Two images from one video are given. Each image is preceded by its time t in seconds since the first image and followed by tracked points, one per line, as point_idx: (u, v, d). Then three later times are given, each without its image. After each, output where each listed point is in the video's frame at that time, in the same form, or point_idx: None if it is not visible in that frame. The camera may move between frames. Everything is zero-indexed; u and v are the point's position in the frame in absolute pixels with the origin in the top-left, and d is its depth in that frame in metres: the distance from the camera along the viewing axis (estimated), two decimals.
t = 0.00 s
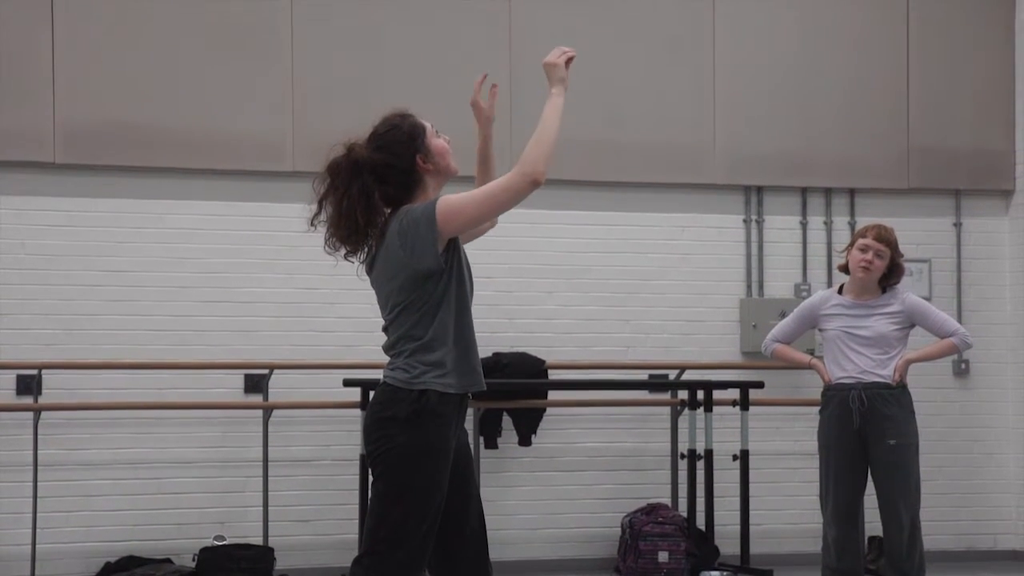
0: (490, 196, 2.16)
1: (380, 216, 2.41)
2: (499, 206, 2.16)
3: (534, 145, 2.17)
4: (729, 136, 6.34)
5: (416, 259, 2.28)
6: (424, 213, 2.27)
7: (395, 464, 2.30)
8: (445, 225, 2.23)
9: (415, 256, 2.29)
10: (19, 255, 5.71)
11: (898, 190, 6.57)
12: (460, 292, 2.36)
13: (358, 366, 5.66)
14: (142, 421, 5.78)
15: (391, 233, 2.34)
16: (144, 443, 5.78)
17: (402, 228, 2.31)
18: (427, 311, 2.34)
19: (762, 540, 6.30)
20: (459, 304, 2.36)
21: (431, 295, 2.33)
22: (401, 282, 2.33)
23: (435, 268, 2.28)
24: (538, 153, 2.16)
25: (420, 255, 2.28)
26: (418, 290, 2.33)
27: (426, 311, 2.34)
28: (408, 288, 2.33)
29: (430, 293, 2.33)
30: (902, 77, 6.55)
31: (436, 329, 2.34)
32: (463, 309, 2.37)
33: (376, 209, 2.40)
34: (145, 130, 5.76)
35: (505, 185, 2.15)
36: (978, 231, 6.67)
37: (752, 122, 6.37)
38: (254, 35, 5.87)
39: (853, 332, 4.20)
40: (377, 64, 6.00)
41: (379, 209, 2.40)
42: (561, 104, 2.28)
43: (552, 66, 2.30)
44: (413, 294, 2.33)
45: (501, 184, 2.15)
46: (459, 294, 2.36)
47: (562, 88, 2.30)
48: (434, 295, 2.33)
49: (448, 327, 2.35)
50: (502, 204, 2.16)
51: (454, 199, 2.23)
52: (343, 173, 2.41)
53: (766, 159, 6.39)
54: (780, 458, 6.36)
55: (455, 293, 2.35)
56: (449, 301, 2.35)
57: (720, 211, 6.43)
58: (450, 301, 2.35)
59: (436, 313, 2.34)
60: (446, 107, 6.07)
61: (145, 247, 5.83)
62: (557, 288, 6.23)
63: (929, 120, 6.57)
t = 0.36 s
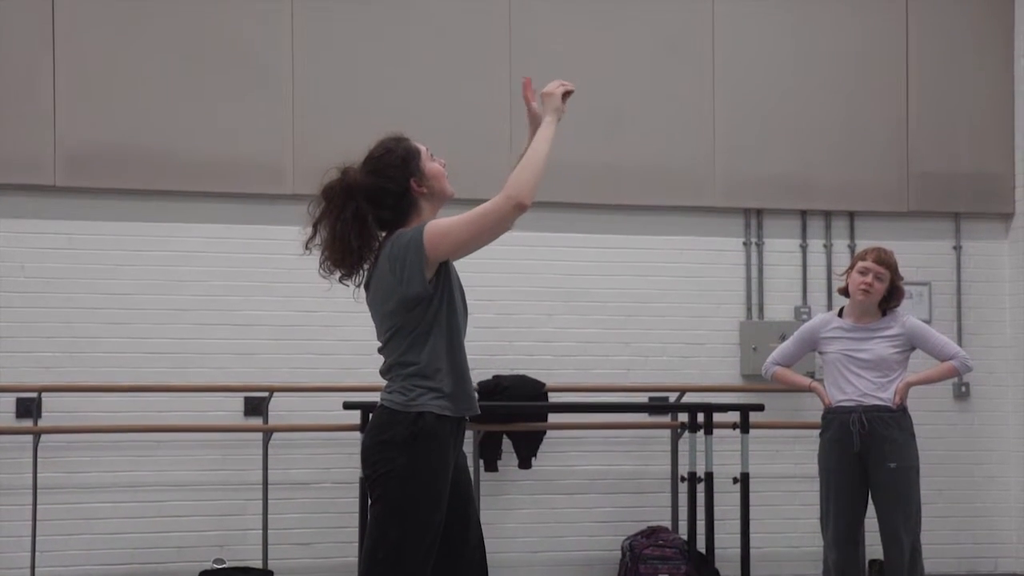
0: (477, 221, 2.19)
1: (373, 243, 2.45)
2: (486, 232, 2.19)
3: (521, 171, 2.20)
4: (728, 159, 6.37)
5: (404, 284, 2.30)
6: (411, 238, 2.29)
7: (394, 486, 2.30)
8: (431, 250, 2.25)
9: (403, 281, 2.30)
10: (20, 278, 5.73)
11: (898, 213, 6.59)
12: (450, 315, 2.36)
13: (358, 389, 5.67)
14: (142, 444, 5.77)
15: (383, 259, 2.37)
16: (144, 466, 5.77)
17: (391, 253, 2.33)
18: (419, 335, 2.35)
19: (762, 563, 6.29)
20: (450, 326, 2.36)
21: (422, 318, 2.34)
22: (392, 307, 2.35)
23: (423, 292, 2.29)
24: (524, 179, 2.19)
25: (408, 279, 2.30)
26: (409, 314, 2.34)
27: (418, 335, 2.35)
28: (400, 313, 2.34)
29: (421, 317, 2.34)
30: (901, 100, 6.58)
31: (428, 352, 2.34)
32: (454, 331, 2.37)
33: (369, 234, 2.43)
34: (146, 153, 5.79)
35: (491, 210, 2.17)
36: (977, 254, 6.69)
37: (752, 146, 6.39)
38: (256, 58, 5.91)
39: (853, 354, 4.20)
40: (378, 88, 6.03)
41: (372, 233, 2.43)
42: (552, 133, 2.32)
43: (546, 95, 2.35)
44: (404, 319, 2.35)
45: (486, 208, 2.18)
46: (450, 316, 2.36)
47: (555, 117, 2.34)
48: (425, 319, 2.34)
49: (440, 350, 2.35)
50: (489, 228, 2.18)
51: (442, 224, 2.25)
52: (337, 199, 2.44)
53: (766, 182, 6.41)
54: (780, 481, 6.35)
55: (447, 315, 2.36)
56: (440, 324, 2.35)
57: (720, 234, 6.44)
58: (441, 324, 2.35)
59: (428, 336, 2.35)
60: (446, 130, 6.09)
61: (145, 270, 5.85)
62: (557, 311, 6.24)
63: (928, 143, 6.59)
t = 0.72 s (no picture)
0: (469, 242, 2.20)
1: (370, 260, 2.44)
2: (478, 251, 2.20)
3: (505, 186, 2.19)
4: (727, 177, 6.39)
5: (401, 302, 2.31)
6: (407, 256, 2.30)
7: (394, 504, 2.31)
8: (425, 270, 2.27)
9: (400, 300, 2.31)
10: (20, 296, 5.75)
11: (897, 231, 6.60)
12: (448, 332, 2.37)
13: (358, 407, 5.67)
14: (142, 462, 5.77)
15: (380, 277, 2.38)
16: (144, 484, 5.77)
17: (388, 271, 2.34)
18: (417, 353, 2.35)
19: None
20: (448, 344, 2.37)
21: (419, 336, 2.35)
22: (389, 325, 2.35)
23: (420, 310, 2.30)
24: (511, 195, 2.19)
25: (404, 298, 2.30)
26: (406, 332, 2.35)
27: (415, 352, 2.36)
28: (397, 331, 2.35)
29: (418, 335, 2.35)
30: (900, 117, 6.60)
31: (426, 370, 2.35)
32: (451, 349, 2.37)
33: (366, 251, 2.43)
34: (148, 172, 5.82)
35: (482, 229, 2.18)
36: (977, 272, 6.70)
37: (752, 164, 6.41)
38: (258, 77, 5.94)
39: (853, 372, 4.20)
40: (379, 107, 6.06)
41: (368, 250, 2.43)
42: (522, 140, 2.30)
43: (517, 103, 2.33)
44: (402, 337, 2.36)
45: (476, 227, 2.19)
46: (448, 333, 2.37)
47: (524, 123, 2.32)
48: (423, 337, 2.35)
49: (438, 367, 2.36)
50: (482, 248, 2.20)
51: (434, 244, 2.27)
52: (334, 216, 2.43)
53: (766, 199, 6.43)
54: (780, 499, 6.34)
55: (444, 333, 2.37)
56: (438, 342, 2.36)
57: (720, 251, 6.45)
58: (439, 341, 2.36)
59: (426, 354, 2.36)
60: (447, 148, 6.12)
61: (146, 287, 5.87)
62: (557, 328, 6.25)
63: (927, 161, 6.61)
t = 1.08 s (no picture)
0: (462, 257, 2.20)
1: (364, 279, 2.47)
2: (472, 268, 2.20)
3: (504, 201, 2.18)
4: (728, 194, 6.40)
5: (399, 319, 2.32)
6: (404, 273, 2.31)
7: (394, 521, 2.31)
8: (422, 286, 2.28)
9: (397, 317, 2.32)
10: (20, 312, 5.76)
11: (897, 248, 6.61)
12: (446, 349, 2.38)
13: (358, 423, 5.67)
14: (141, 479, 5.77)
15: (376, 295, 2.39)
16: (143, 501, 5.76)
17: (384, 289, 2.35)
18: (415, 369, 2.36)
19: None
20: (446, 360, 2.38)
21: (417, 352, 2.35)
22: (387, 342, 2.36)
23: (417, 327, 2.31)
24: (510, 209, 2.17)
25: (401, 315, 2.31)
26: (404, 349, 2.35)
27: (414, 369, 2.36)
28: (395, 348, 2.36)
29: (416, 351, 2.35)
30: (900, 135, 6.62)
31: (425, 386, 2.36)
32: (449, 365, 2.38)
33: (361, 269, 2.45)
34: (149, 189, 5.84)
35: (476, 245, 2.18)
36: (977, 289, 6.71)
37: (752, 181, 6.43)
38: (260, 95, 5.97)
39: (853, 389, 4.20)
40: (380, 124, 6.09)
41: (362, 269, 2.45)
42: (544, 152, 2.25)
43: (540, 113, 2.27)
44: (400, 354, 2.36)
45: (469, 244, 2.19)
46: (445, 349, 2.38)
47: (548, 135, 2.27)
48: (421, 353, 2.36)
49: (436, 383, 2.37)
50: (476, 264, 2.19)
51: (431, 258, 2.27)
52: (328, 235, 2.44)
53: (766, 217, 6.44)
54: (781, 516, 6.33)
55: (442, 350, 2.38)
56: (436, 358, 2.37)
57: (720, 268, 6.46)
58: (437, 357, 2.37)
59: (424, 370, 2.36)
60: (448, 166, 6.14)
61: (147, 304, 5.88)
62: (557, 345, 6.26)
63: (927, 178, 6.63)
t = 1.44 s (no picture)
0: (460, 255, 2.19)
1: (361, 286, 2.47)
2: (469, 264, 2.20)
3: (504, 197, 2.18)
4: (728, 199, 6.41)
5: (396, 322, 2.32)
6: (400, 277, 2.31)
7: (394, 526, 2.31)
8: (419, 287, 2.27)
9: (394, 320, 2.32)
10: (21, 317, 5.76)
11: (898, 252, 6.61)
12: (444, 351, 2.37)
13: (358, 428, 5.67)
14: (142, 484, 5.77)
15: (373, 300, 2.39)
16: (144, 506, 5.76)
17: (381, 293, 2.35)
18: (413, 373, 2.36)
19: None
20: (445, 363, 2.37)
21: (415, 355, 2.35)
22: (385, 346, 2.36)
23: (414, 330, 2.31)
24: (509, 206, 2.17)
25: (399, 319, 2.31)
26: (402, 353, 2.35)
27: (412, 373, 2.36)
28: (393, 351, 2.36)
29: (414, 355, 2.35)
30: (900, 139, 6.63)
31: (424, 389, 2.36)
32: (448, 368, 2.37)
33: (358, 276, 2.45)
34: (150, 194, 5.85)
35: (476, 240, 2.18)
36: (978, 294, 6.70)
37: (753, 186, 6.44)
38: (261, 99, 5.98)
39: (853, 393, 4.20)
40: (381, 129, 6.10)
41: (360, 275, 2.46)
42: (551, 153, 2.26)
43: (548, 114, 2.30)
44: (399, 357, 2.36)
45: (466, 239, 2.19)
46: (444, 352, 2.37)
47: (555, 137, 2.28)
48: (419, 356, 2.35)
49: (436, 387, 2.36)
50: (471, 260, 2.19)
51: (429, 258, 2.27)
52: (325, 243, 2.45)
53: (767, 221, 6.44)
54: (781, 521, 6.33)
55: (441, 352, 2.37)
56: (435, 360, 2.36)
57: (720, 273, 6.47)
58: (436, 360, 2.36)
59: (422, 373, 2.36)
60: (450, 171, 6.14)
61: (147, 308, 5.89)
62: (558, 350, 6.25)
63: (927, 183, 6.63)
